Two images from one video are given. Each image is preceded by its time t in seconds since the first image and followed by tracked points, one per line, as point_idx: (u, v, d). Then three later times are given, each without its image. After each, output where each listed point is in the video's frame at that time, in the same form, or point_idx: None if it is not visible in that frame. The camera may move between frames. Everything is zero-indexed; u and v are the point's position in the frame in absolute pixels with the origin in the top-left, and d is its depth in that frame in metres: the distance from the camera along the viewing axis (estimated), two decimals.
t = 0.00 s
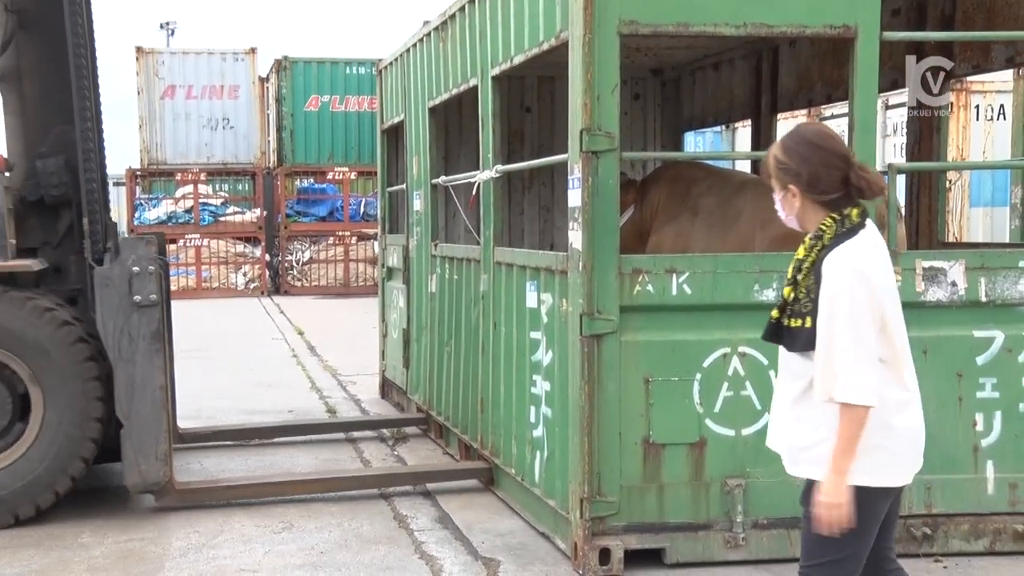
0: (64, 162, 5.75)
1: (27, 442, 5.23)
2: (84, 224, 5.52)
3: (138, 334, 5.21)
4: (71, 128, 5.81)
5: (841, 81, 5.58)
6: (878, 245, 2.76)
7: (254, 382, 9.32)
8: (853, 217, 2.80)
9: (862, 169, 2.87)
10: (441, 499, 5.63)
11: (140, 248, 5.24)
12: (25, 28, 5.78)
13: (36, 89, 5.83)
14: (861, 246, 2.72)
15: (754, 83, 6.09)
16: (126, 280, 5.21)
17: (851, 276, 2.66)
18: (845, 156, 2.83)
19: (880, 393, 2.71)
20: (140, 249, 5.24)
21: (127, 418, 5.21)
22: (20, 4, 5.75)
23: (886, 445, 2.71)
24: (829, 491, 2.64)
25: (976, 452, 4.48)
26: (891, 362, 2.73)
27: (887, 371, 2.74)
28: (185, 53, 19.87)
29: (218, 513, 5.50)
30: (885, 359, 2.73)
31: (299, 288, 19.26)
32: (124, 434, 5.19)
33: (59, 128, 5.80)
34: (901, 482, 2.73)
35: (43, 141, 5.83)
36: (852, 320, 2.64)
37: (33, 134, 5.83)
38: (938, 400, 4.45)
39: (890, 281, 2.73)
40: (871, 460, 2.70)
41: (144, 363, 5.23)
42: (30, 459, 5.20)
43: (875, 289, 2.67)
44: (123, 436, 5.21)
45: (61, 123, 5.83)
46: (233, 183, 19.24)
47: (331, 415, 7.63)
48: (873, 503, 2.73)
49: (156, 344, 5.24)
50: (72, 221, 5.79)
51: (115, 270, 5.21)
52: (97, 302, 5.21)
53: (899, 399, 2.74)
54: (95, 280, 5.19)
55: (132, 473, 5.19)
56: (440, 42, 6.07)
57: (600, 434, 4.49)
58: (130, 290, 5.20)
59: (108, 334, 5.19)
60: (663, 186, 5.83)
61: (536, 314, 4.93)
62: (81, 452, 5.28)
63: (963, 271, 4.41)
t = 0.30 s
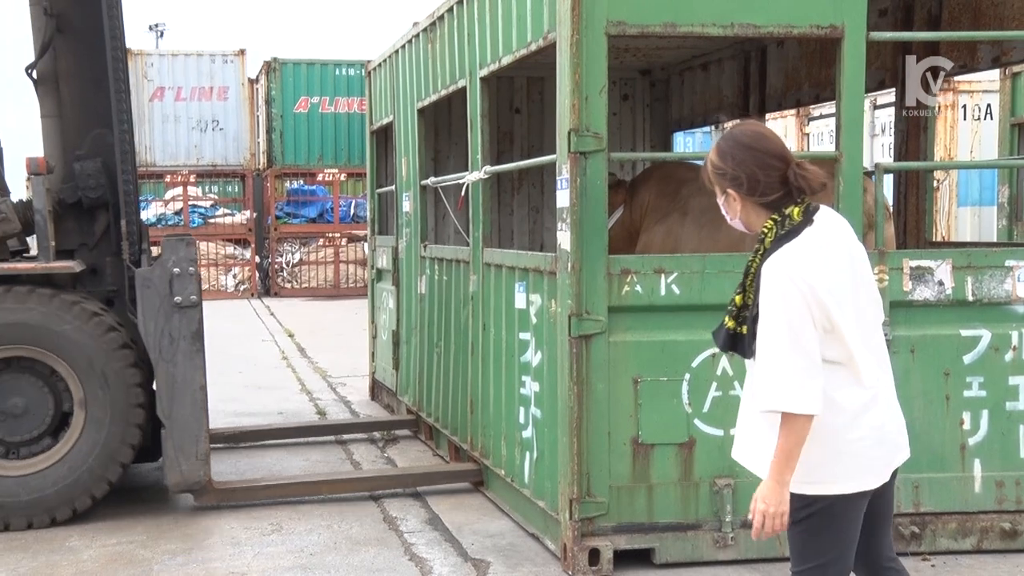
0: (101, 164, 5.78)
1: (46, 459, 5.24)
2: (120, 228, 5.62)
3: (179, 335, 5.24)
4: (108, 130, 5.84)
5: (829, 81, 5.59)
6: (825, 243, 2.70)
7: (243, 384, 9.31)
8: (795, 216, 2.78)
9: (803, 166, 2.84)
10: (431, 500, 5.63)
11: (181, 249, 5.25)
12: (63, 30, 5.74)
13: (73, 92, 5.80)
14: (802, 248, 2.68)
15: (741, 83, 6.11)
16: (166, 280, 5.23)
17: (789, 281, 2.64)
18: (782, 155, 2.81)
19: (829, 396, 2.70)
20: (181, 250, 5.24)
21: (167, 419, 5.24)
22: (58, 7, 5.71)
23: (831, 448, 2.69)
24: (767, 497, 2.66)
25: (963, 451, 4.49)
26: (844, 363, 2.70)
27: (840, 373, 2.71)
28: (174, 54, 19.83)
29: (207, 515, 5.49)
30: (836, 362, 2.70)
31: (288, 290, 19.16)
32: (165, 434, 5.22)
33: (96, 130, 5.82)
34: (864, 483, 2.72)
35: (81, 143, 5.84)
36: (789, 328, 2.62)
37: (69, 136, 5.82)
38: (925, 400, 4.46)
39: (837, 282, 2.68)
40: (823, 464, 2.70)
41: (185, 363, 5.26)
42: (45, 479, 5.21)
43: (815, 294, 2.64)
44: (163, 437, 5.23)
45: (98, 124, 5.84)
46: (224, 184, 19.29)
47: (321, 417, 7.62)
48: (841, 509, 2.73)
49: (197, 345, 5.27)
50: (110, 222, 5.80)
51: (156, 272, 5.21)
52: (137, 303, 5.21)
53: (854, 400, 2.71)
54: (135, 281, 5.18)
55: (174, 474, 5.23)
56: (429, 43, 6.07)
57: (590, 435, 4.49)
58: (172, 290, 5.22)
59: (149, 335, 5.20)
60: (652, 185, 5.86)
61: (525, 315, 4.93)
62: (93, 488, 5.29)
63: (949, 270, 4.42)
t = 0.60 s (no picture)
0: (125, 163, 5.87)
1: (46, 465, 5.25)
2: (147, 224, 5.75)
3: (207, 332, 5.29)
4: (133, 129, 5.92)
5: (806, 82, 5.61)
6: (789, 244, 2.70)
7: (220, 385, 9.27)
8: (756, 219, 2.78)
9: (765, 171, 2.85)
10: (409, 500, 5.62)
11: (208, 248, 5.29)
12: (89, 30, 5.81)
13: (98, 91, 5.88)
14: (764, 250, 2.68)
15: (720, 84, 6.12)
16: (194, 278, 5.27)
17: (750, 283, 2.65)
18: (745, 159, 2.83)
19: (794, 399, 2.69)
20: (210, 249, 5.28)
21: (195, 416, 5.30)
22: (84, 6, 5.78)
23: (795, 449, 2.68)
24: (757, 500, 2.68)
25: (938, 449, 4.52)
26: (808, 365, 2.69)
27: (805, 375, 2.70)
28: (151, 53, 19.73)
29: (184, 516, 5.46)
30: (801, 363, 2.70)
31: (267, 288, 19.20)
32: (193, 431, 5.28)
33: (121, 129, 5.90)
34: (831, 486, 2.70)
35: (106, 142, 5.91)
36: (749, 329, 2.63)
37: (93, 135, 5.90)
38: (900, 399, 4.48)
39: (800, 283, 2.68)
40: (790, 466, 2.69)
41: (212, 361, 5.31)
42: (41, 485, 5.22)
43: (776, 295, 2.65)
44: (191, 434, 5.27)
45: (122, 123, 5.91)
46: (202, 184, 19.27)
47: (299, 417, 7.60)
48: (811, 511, 2.71)
49: (224, 342, 5.32)
50: (135, 220, 5.89)
51: (184, 270, 5.26)
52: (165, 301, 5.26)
53: (820, 402, 2.69)
54: (163, 278, 5.23)
55: (202, 470, 5.29)
56: (407, 42, 6.06)
57: (567, 434, 4.49)
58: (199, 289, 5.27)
59: (178, 333, 5.25)
60: (632, 185, 5.88)
61: (504, 314, 4.93)
62: (81, 509, 5.27)
63: (924, 270, 4.45)
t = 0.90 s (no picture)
0: (139, 163, 5.96)
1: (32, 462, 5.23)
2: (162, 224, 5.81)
3: (224, 332, 5.29)
4: (144, 128, 5.99)
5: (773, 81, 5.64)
6: (761, 243, 2.72)
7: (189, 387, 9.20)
8: (740, 213, 2.78)
9: (756, 167, 2.85)
10: (379, 500, 5.61)
11: (225, 247, 5.27)
12: (102, 30, 5.88)
13: (110, 91, 5.94)
14: (736, 245, 2.71)
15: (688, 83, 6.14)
16: (211, 277, 5.27)
17: (713, 276, 2.68)
18: (739, 152, 2.83)
19: (757, 394, 2.71)
20: (227, 248, 5.28)
21: (213, 415, 5.28)
22: (97, 6, 5.84)
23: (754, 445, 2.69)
24: (685, 488, 2.71)
25: (904, 445, 4.55)
26: (774, 361, 2.70)
27: (771, 371, 2.70)
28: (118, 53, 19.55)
29: (152, 518, 5.42)
30: (768, 360, 2.71)
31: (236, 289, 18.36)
32: (209, 430, 5.26)
33: (132, 129, 5.97)
34: (792, 485, 2.68)
35: (118, 142, 5.97)
36: (708, 322, 2.67)
37: (106, 135, 5.96)
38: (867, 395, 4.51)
39: (766, 279, 2.70)
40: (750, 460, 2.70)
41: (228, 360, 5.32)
42: (25, 481, 5.19)
43: (738, 289, 2.67)
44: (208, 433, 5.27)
45: (134, 123, 5.98)
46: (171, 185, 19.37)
47: (269, 418, 7.55)
48: (773, 506, 2.70)
49: (241, 341, 5.32)
50: (147, 220, 6.01)
51: (201, 269, 5.27)
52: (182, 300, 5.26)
53: (784, 402, 2.69)
54: (180, 278, 5.23)
55: (220, 468, 5.27)
56: (376, 41, 6.05)
57: (537, 433, 4.50)
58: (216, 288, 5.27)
59: (194, 332, 5.26)
60: (602, 184, 5.89)
61: (473, 314, 4.93)
62: (51, 517, 5.23)
63: (890, 267, 4.48)
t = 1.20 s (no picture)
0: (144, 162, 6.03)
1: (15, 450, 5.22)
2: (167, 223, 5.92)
3: (233, 329, 5.33)
4: (148, 127, 6.08)
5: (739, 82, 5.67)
6: (775, 242, 2.70)
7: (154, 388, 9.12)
8: (766, 211, 2.75)
9: (795, 164, 2.79)
10: (345, 500, 5.58)
11: (234, 246, 5.35)
12: (108, 30, 5.97)
13: (114, 90, 6.03)
14: (750, 243, 2.71)
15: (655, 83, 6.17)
16: (219, 276, 5.33)
17: (727, 272, 2.68)
18: (776, 148, 2.76)
19: (762, 393, 2.70)
20: (235, 245, 5.35)
21: (221, 414, 5.30)
22: (102, 5, 5.92)
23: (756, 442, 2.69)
24: (687, 474, 2.74)
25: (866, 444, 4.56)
26: (782, 362, 2.68)
27: (779, 372, 2.69)
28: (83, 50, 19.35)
29: (115, 521, 5.36)
30: (777, 360, 2.69)
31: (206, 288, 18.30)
32: (218, 427, 5.28)
33: (136, 127, 6.06)
34: (787, 486, 2.67)
35: (122, 140, 6.06)
36: (717, 317, 2.67)
37: (111, 133, 6.04)
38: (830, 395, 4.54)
39: (779, 279, 2.69)
40: (747, 458, 2.70)
41: (238, 357, 5.34)
42: (9, 466, 5.18)
43: (750, 287, 2.67)
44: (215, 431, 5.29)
45: (138, 122, 6.06)
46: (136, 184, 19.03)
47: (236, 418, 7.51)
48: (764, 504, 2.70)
49: (249, 339, 5.34)
50: (153, 217, 6.08)
51: (210, 267, 5.32)
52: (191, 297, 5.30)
53: (787, 403, 2.67)
54: (189, 276, 5.28)
55: (227, 466, 5.29)
56: (342, 40, 6.03)
57: (503, 434, 4.50)
58: (224, 285, 5.32)
59: (202, 329, 5.29)
60: (570, 183, 5.91)
61: (440, 313, 4.92)
62: (17, 508, 5.20)
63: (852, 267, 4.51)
